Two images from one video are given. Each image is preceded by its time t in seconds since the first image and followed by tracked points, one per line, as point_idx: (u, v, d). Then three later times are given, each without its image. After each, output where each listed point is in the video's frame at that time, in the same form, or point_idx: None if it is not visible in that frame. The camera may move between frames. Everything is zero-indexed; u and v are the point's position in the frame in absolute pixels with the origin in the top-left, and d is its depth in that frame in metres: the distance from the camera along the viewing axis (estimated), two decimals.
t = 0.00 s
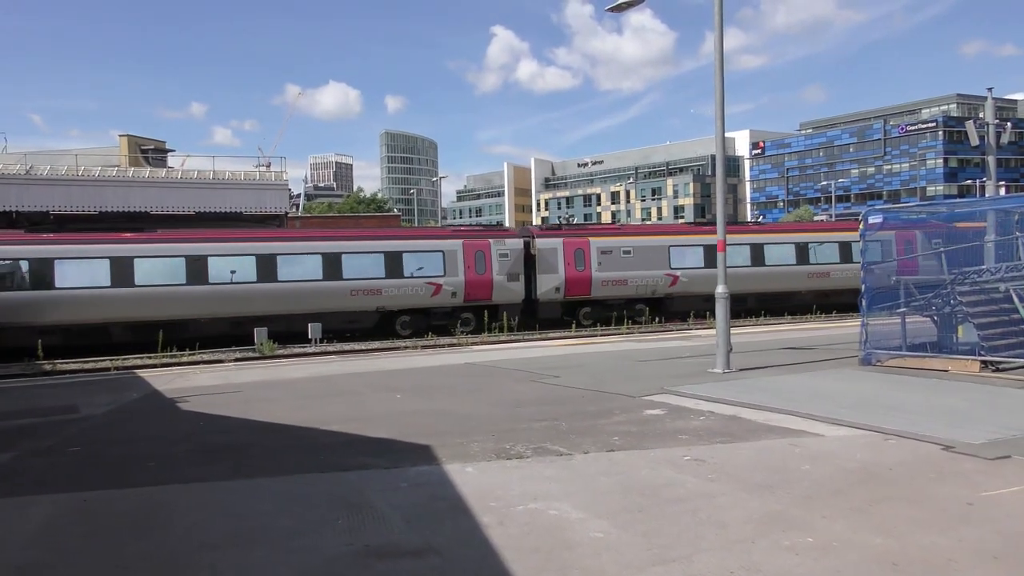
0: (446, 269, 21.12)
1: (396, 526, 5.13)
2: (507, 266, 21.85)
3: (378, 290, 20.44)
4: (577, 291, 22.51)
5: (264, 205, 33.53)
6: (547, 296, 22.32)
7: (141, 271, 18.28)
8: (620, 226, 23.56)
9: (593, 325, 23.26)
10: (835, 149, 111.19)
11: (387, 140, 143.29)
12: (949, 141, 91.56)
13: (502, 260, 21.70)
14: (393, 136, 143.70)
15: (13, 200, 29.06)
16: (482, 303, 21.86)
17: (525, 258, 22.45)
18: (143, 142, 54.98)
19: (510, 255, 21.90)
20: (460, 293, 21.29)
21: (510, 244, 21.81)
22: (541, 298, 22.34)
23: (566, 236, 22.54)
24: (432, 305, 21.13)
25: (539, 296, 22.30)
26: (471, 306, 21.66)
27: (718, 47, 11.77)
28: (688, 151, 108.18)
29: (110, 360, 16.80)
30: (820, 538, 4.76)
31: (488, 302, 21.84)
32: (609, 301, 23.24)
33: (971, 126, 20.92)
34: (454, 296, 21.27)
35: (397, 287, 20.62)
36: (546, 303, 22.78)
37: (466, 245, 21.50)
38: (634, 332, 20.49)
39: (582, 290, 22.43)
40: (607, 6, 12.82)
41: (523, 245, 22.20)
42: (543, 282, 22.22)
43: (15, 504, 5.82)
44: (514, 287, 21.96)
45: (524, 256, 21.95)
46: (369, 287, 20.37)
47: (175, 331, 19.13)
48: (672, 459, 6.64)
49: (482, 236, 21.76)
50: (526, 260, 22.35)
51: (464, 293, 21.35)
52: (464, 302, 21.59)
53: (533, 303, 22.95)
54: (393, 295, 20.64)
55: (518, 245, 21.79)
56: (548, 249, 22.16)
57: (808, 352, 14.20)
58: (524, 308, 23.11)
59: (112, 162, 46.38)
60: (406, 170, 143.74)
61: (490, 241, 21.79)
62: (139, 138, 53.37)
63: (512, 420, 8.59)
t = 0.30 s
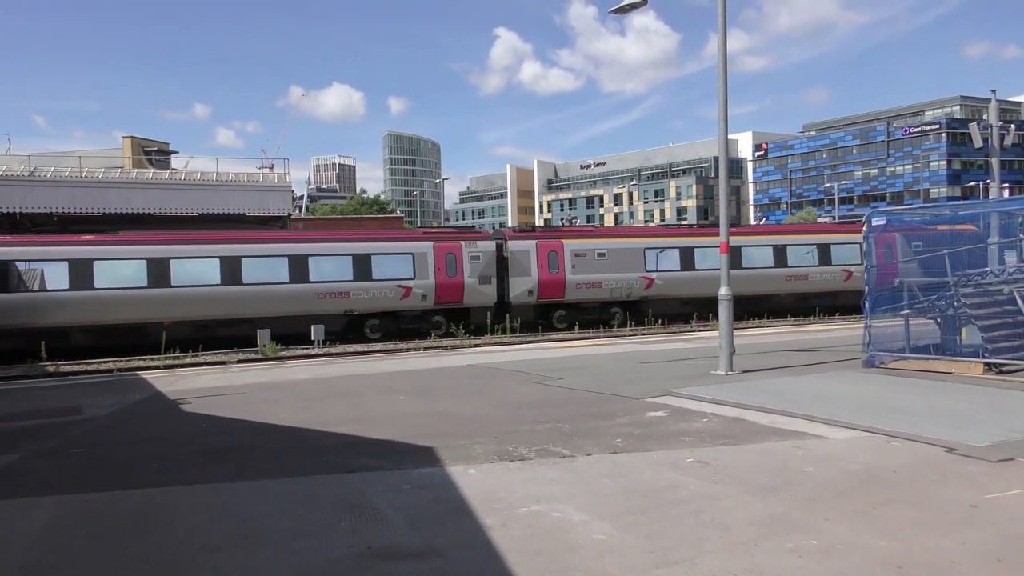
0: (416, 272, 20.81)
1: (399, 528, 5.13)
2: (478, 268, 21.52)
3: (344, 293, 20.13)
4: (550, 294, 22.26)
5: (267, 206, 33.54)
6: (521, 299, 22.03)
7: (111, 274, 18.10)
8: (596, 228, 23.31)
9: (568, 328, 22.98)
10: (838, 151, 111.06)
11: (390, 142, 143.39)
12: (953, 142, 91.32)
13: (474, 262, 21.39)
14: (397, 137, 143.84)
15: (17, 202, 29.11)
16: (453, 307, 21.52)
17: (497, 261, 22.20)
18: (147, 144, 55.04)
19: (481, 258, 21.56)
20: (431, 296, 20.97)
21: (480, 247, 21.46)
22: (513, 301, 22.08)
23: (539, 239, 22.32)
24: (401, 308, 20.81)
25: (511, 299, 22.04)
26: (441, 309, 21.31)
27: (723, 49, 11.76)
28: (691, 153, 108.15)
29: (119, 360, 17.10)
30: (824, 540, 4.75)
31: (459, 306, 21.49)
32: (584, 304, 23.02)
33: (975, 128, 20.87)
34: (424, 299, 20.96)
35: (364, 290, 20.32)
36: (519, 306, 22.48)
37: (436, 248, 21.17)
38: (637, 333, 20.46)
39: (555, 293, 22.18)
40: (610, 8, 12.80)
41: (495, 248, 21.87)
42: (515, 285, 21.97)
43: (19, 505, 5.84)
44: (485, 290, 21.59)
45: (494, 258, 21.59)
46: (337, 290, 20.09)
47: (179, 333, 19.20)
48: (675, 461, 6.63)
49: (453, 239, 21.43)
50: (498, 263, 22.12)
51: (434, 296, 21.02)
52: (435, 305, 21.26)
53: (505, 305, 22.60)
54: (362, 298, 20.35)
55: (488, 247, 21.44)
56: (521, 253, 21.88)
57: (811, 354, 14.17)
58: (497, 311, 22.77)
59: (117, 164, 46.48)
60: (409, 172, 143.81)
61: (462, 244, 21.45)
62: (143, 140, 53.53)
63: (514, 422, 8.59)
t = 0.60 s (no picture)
0: (380, 274, 20.48)
1: (403, 528, 5.13)
2: (445, 270, 21.20)
3: (307, 295, 19.81)
4: (519, 297, 21.89)
5: (270, 207, 33.56)
6: (488, 301, 21.70)
7: (110, 274, 18.07)
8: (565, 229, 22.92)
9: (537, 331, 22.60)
10: (841, 152, 110.93)
11: (393, 143, 143.46)
12: (956, 143, 91.12)
13: (440, 264, 21.04)
14: (400, 138, 143.93)
15: (20, 202, 29.16)
16: (420, 309, 21.20)
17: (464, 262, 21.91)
18: (150, 145, 55.14)
19: (448, 259, 21.23)
20: (396, 298, 20.62)
21: (447, 248, 21.12)
22: (481, 303, 21.72)
23: (508, 240, 21.91)
24: (366, 311, 20.50)
25: (479, 301, 21.67)
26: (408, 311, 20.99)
27: (726, 49, 11.75)
28: (694, 154, 108.10)
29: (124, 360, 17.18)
30: (829, 542, 4.74)
31: (426, 308, 21.18)
32: (552, 306, 22.70)
33: (979, 129, 20.81)
34: (389, 301, 20.63)
35: (328, 292, 19.99)
36: (487, 309, 22.13)
37: (401, 249, 20.80)
38: (640, 334, 20.44)
39: (524, 295, 21.82)
40: (614, 9, 12.79)
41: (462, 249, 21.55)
42: (482, 287, 21.60)
43: (23, 505, 5.84)
44: (452, 292, 21.27)
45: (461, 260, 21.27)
46: (299, 293, 19.77)
47: (182, 333, 19.25)
48: (679, 462, 6.62)
49: (419, 240, 21.03)
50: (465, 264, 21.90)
51: (399, 298, 20.69)
52: (401, 308, 20.94)
53: (473, 307, 22.28)
54: (325, 301, 20.01)
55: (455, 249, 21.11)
56: (487, 254, 21.51)
57: (814, 355, 14.15)
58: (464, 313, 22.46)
59: (120, 164, 46.62)
60: (412, 172, 143.91)
61: (428, 244, 21.08)
62: (146, 141, 53.66)
63: (518, 423, 8.58)
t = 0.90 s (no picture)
0: (351, 275, 20.18)
1: (409, 528, 5.12)
2: (417, 270, 20.86)
3: (275, 296, 19.54)
4: (494, 298, 21.55)
5: (275, 207, 33.62)
6: (462, 302, 21.34)
7: (117, 274, 18.19)
8: (542, 229, 22.63)
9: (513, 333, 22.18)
10: (847, 153, 110.60)
11: (399, 143, 143.70)
12: (963, 144, 90.71)
13: (412, 265, 20.73)
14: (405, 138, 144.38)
15: (26, 203, 29.26)
16: (393, 310, 20.87)
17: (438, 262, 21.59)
18: (156, 145, 55.29)
19: (421, 260, 20.92)
20: (366, 299, 20.33)
21: (420, 248, 20.83)
22: (455, 304, 21.35)
23: (482, 240, 21.58)
24: (336, 312, 20.20)
25: (452, 302, 21.32)
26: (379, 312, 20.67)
27: (731, 49, 11.73)
28: (699, 154, 107.94)
29: (127, 360, 17.14)
30: (836, 542, 4.73)
31: (398, 309, 20.84)
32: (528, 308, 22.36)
33: (985, 129, 20.69)
34: (360, 302, 20.33)
35: (296, 293, 19.73)
36: (461, 310, 21.78)
37: (372, 249, 20.49)
38: (645, 335, 20.39)
39: (498, 296, 21.48)
40: (619, 9, 12.79)
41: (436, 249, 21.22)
42: (456, 287, 21.21)
43: (29, 505, 5.85)
44: (426, 293, 20.94)
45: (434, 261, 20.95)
46: (266, 294, 19.51)
47: (188, 334, 19.31)
48: (684, 462, 6.60)
49: (390, 240, 20.74)
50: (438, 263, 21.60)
51: (370, 299, 20.40)
52: (372, 309, 20.62)
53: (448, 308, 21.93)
54: (293, 302, 19.75)
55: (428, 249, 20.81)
56: (462, 254, 21.13)
57: (820, 356, 14.10)
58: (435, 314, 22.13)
59: (126, 164, 46.80)
60: (417, 173, 144.06)
61: (400, 245, 20.77)
62: (151, 141, 53.86)
63: (522, 423, 8.57)
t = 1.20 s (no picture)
0: (315, 276, 19.97)
1: (416, 528, 5.12)
2: (384, 271, 20.62)
3: (237, 297, 19.32)
4: (463, 298, 21.28)
5: (282, 206, 33.69)
6: (430, 303, 21.08)
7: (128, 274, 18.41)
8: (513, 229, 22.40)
9: (483, 335, 21.85)
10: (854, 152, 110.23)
11: (404, 143, 143.84)
12: (970, 143, 90.29)
13: (378, 265, 20.51)
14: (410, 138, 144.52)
15: (34, 202, 29.40)
16: (359, 311, 20.65)
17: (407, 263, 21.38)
18: (163, 145, 55.49)
19: (388, 260, 20.69)
20: (332, 299, 20.13)
21: (386, 248, 20.62)
22: (423, 305, 21.08)
23: (452, 240, 21.33)
24: (301, 313, 19.99)
25: (421, 303, 21.06)
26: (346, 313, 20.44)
27: (739, 48, 11.70)
28: (705, 154, 107.73)
29: (130, 360, 17.02)
30: (844, 543, 4.71)
31: (365, 310, 20.61)
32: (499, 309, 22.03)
33: (995, 128, 20.53)
34: (325, 303, 20.12)
35: (259, 294, 19.51)
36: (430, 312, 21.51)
37: (338, 249, 20.29)
38: (651, 334, 20.33)
39: (467, 297, 21.19)
40: (626, 8, 12.78)
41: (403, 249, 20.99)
42: (424, 288, 20.96)
43: (35, 504, 5.88)
44: (393, 294, 20.72)
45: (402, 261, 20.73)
46: (228, 295, 19.27)
47: (193, 333, 19.36)
48: (691, 462, 6.59)
49: (357, 240, 20.53)
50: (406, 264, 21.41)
51: (336, 300, 20.18)
52: (338, 310, 20.40)
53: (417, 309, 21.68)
54: (255, 302, 19.53)
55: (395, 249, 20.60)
56: (430, 255, 20.92)
57: (827, 355, 14.05)
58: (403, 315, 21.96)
59: (133, 165, 46.96)
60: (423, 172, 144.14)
61: (366, 245, 20.55)
62: (158, 141, 54.07)
63: (528, 422, 8.56)
